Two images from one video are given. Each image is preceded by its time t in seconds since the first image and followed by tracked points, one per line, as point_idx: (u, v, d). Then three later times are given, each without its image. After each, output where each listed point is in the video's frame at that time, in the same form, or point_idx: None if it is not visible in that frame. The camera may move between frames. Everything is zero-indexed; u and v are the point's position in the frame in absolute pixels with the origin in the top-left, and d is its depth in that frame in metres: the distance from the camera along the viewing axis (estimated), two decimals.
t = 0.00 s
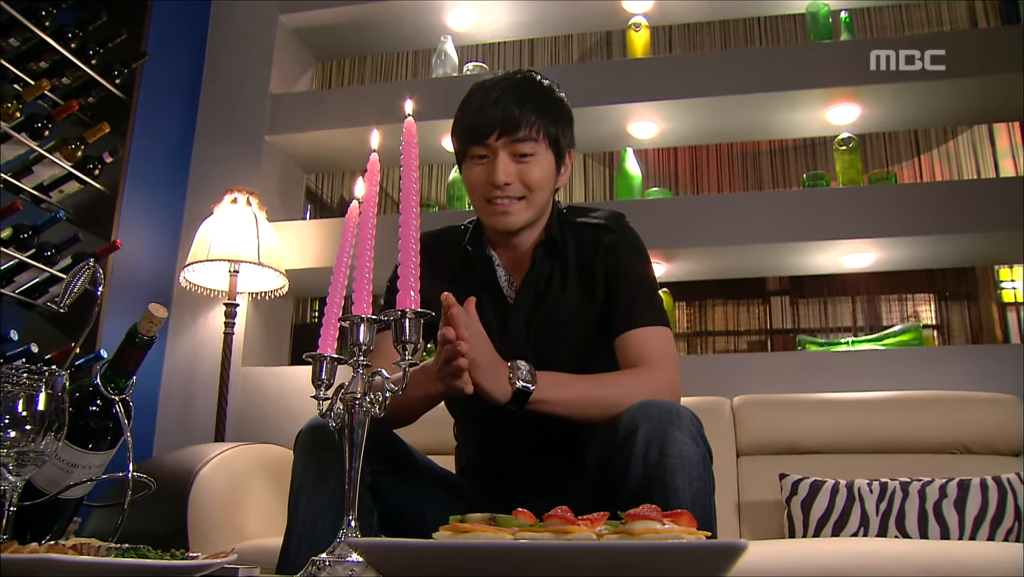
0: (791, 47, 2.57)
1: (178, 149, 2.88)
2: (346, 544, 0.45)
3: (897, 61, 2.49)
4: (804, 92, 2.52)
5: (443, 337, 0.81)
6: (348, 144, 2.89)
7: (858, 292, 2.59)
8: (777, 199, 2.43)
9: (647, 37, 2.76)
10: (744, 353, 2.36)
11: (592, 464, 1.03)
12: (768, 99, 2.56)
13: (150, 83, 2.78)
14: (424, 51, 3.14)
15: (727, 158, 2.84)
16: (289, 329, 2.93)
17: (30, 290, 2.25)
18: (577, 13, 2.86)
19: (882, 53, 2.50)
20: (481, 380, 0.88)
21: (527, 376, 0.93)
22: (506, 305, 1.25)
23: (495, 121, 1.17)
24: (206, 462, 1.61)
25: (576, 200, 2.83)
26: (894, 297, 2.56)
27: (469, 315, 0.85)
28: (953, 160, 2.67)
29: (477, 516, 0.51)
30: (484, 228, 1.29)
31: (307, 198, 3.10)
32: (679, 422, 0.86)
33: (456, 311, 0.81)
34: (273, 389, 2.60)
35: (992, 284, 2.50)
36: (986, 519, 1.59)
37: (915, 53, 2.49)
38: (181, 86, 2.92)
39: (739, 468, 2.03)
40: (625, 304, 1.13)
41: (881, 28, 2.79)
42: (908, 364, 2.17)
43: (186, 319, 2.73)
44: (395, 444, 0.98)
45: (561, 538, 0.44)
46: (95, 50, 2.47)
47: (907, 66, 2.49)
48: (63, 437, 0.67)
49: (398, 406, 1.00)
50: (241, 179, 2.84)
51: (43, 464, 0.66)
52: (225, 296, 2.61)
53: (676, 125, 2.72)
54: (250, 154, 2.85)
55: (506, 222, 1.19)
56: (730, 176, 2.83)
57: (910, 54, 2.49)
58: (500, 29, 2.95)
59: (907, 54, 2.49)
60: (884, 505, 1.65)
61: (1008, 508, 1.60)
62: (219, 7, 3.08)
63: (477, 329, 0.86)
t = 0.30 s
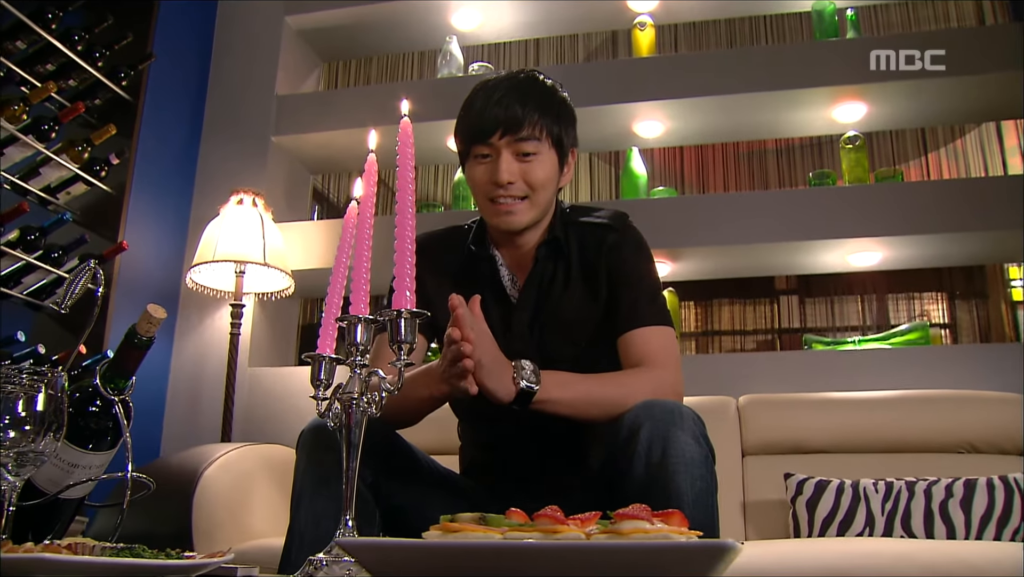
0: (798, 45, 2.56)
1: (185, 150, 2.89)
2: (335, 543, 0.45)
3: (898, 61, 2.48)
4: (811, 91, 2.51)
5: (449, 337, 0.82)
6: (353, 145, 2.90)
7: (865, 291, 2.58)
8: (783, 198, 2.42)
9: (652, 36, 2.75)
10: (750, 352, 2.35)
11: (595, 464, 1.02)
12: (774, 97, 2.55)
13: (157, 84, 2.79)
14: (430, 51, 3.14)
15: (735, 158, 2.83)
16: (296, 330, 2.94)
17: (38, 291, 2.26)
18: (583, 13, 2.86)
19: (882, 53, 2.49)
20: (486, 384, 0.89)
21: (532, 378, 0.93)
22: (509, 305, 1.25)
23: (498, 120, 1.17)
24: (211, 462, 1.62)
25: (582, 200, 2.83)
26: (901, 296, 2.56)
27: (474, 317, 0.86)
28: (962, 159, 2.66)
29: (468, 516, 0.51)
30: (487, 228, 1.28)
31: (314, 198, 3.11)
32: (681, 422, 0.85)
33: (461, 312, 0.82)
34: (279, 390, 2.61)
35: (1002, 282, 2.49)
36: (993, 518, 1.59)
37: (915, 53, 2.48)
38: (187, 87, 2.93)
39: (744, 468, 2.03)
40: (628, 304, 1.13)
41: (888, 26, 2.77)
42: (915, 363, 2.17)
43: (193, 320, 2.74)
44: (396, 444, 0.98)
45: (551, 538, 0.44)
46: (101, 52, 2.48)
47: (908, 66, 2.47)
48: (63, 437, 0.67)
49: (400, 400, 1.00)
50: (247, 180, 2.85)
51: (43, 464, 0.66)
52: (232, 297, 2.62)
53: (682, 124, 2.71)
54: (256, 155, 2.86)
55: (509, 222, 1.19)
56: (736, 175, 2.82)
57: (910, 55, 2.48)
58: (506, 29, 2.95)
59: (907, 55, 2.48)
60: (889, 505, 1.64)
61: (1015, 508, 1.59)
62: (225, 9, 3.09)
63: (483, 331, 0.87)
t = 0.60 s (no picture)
0: (803, 44, 2.55)
1: (191, 151, 2.90)
2: (325, 542, 0.45)
3: (898, 61, 2.47)
4: (816, 89, 2.50)
5: (448, 337, 0.82)
6: (359, 145, 2.90)
7: (872, 289, 2.57)
8: (788, 196, 2.41)
9: (657, 35, 2.75)
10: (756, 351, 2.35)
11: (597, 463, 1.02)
12: (779, 96, 2.54)
13: (163, 85, 2.80)
14: (435, 51, 3.15)
15: (742, 156, 2.82)
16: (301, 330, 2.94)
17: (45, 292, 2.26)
18: (588, 13, 2.86)
19: (882, 53, 2.48)
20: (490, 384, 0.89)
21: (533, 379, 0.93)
22: (511, 304, 1.25)
23: (499, 120, 1.17)
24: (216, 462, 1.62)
25: (588, 199, 2.83)
26: (908, 295, 2.54)
27: (475, 316, 0.86)
28: (971, 156, 2.65)
29: (459, 515, 0.51)
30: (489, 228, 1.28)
31: (321, 198, 3.12)
32: (681, 421, 0.85)
33: (461, 311, 0.82)
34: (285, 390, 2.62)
35: (1010, 281, 2.47)
36: (999, 518, 1.58)
37: (915, 53, 2.47)
38: (193, 89, 2.94)
39: (749, 467, 2.03)
40: (629, 302, 1.13)
41: (894, 23, 2.76)
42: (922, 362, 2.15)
43: (199, 320, 2.75)
44: (397, 444, 0.98)
45: (539, 537, 0.44)
46: (107, 54, 2.49)
47: (908, 66, 2.46)
48: (63, 436, 0.68)
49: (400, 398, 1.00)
50: (253, 181, 2.85)
51: (43, 463, 0.66)
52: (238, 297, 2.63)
53: (688, 123, 2.70)
54: (262, 156, 2.87)
55: (511, 221, 1.20)
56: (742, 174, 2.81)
57: (910, 54, 2.47)
58: (511, 28, 2.94)
59: (908, 54, 2.47)
60: (894, 504, 1.64)
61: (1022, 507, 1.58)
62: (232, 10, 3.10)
63: (483, 330, 0.87)
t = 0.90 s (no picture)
0: (809, 41, 2.55)
1: (197, 151, 2.91)
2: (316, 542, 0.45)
3: (897, 61, 2.46)
4: (822, 87, 2.49)
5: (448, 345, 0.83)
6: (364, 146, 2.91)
7: (878, 288, 2.56)
8: (794, 195, 2.40)
9: (662, 34, 2.74)
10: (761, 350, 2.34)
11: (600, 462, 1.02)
12: (785, 93, 2.54)
13: (168, 87, 2.80)
14: (440, 51, 3.15)
15: (748, 155, 2.81)
16: (307, 330, 2.95)
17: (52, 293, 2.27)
18: (593, 13, 2.86)
19: (882, 53, 2.48)
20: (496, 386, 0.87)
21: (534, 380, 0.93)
22: (511, 303, 1.25)
23: (500, 121, 1.17)
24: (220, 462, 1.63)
25: (593, 198, 2.83)
26: (915, 293, 2.53)
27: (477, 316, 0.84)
28: (980, 154, 2.63)
29: (449, 514, 0.51)
30: (490, 227, 1.28)
31: (327, 199, 3.13)
32: (683, 420, 0.84)
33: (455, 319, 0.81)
34: (290, 390, 2.62)
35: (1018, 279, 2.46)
36: (1005, 517, 1.57)
37: (915, 53, 2.46)
38: (199, 90, 2.94)
39: (754, 466, 2.02)
40: (630, 301, 1.13)
41: (900, 21, 2.75)
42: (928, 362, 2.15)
43: (205, 321, 2.76)
44: (398, 443, 0.98)
45: (527, 536, 0.45)
46: (113, 56, 2.50)
47: (908, 66, 2.45)
48: (61, 436, 0.68)
49: (397, 397, 1.00)
50: (259, 182, 2.86)
51: (42, 463, 0.67)
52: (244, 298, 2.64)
53: (693, 121, 2.70)
54: (267, 157, 2.88)
55: (512, 222, 1.19)
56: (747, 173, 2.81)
57: (910, 54, 2.46)
58: (515, 28, 2.94)
59: (907, 54, 2.46)
60: (900, 504, 1.63)
61: None
62: (237, 11, 3.11)
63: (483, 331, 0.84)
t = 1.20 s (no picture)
0: (815, 39, 2.54)
1: (203, 152, 2.92)
2: (308, 540, 0.46)
3: (898, 61, 2.45)
4: (827, 85, 2.48)
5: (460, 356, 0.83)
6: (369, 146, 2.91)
7: (884, 287, 2.55)
8: (799, 194, 2.40)
9: (667, 33, 2.74)
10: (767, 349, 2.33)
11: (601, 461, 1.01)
12: (789, 92, 2.53)
13: (174, 89, 2.81)
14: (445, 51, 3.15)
15: (754, 153, 2.80)
16: (312, 330, 2.96)
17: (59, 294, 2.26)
18: (597, 12, 2.85)
19: (882, 53, 2.47)
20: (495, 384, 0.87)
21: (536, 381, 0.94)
22: (512, 303, 1.26)
23: (499, 121, 1.17)
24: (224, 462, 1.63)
25: (598, 197, 2.82)
26: (922, 292, 2.52)
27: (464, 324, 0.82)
28: (989, 152, 2.61)
29: (441, 514, 0.51)
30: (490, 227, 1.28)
31: (333, 199, 3.13)
32: (685, 419, 0.84)
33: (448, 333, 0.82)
34: (295, 390, 2.63)
35: None
36: (1011, 516, 1.56)
37: (915, 53, 2.45)
38: (204, 91, 2.95)
39: (758, 466, 2.02)
40: (629, 300, 1.12)
41: (906, 18, 2.74)
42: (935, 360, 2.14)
43: (211, 321, 2.77)
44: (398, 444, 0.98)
45: (517, 535, 0.44)
46: (118, 57, 2.51)
47: (907, 66, 2.44)
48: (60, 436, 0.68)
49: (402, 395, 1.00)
50: (264, 183, 2.87)
51: (41, 463, 0.67)
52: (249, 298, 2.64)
53: (698, 120, 2.69)
54: (273, 158, 2.88)
55: (511, 222, 1.19)
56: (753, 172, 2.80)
57: (910, 54, 2.45)
58: (520, 28, 2.94)
59: (907, 54, 2.45)
60: (905, 503, 1.63)
61: None
62: (242, 12, 3.12)
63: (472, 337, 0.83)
